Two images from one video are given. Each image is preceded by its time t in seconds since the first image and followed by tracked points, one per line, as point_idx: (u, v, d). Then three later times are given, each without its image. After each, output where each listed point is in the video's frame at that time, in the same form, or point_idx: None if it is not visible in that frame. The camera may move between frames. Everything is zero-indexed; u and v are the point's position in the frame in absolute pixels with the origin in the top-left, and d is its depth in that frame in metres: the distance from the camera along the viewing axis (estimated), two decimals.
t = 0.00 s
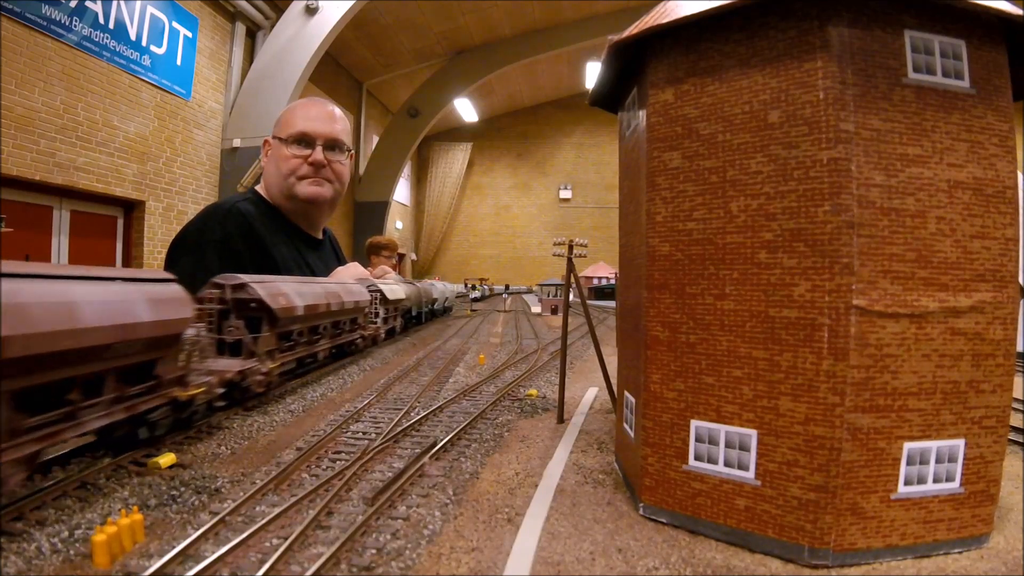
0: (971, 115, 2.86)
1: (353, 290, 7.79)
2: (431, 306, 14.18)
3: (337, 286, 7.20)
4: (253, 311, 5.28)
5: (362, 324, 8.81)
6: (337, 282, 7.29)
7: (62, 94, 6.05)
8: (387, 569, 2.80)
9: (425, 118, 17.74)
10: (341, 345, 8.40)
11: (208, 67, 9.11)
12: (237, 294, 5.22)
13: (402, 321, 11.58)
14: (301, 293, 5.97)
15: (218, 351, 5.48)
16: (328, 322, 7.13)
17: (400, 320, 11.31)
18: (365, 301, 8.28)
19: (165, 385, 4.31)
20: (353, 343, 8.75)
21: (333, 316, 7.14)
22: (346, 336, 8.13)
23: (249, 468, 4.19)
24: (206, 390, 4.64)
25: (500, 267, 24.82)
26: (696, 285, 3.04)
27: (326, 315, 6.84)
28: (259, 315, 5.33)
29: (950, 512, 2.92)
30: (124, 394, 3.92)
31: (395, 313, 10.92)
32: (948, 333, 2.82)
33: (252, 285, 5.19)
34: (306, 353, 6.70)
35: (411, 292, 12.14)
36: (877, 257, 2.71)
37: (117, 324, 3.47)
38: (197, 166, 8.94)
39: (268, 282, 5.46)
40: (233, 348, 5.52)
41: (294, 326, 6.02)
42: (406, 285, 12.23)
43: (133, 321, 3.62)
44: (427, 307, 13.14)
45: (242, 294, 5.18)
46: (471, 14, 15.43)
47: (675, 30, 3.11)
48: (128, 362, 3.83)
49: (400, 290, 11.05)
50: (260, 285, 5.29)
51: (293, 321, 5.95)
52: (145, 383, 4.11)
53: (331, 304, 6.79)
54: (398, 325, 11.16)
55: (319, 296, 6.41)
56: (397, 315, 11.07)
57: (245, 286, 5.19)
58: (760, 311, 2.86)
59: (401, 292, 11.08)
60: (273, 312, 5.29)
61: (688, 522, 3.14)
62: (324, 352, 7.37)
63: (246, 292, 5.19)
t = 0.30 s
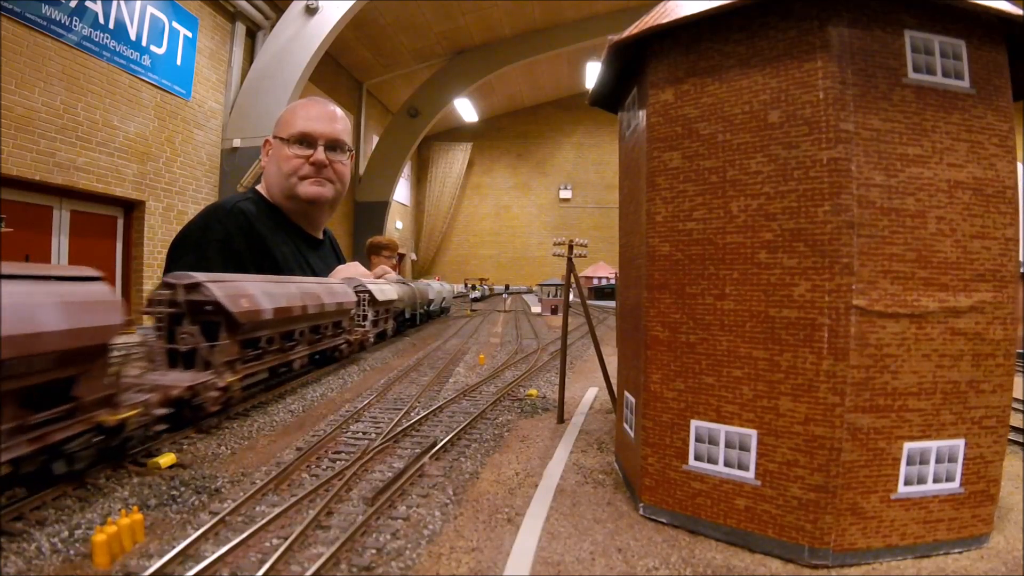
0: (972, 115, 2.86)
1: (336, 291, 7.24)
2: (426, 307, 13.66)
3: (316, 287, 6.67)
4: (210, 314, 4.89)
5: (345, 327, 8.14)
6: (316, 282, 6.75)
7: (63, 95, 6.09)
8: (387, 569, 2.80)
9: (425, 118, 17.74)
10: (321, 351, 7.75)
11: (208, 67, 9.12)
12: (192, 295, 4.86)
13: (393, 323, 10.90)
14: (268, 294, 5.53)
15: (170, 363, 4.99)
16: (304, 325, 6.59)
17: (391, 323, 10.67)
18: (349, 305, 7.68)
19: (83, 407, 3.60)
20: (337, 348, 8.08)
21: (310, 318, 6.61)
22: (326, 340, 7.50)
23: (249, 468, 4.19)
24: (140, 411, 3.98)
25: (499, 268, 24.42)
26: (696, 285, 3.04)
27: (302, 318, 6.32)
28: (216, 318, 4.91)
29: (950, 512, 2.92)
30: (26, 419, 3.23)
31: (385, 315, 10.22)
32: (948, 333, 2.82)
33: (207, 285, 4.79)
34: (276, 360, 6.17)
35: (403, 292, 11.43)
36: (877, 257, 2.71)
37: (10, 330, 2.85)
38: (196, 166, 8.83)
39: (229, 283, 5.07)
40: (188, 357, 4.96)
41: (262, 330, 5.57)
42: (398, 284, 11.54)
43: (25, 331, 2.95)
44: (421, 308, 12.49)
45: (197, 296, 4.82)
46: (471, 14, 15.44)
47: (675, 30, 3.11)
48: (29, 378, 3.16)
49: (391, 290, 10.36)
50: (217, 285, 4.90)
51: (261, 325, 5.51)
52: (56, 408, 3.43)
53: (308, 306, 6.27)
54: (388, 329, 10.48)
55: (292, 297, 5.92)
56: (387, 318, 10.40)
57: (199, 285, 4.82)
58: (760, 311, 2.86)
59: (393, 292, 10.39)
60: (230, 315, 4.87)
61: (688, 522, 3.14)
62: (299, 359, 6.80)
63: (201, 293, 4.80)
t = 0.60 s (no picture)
0: (972, 115, 2.86)
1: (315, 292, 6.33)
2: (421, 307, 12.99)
3: (286, 288, 5.76)
4: (140, 321, 4.14)
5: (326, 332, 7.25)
6: (286, 282, 5.85)
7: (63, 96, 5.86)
8: (387, 570, 2.80)
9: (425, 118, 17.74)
10: (298, 359, 6.88)
11: (208, 67, 9.11)
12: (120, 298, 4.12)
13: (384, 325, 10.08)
14: (218, 297, 4.72)
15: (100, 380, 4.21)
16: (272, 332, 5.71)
17: (382, 325, 9.91)
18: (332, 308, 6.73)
19: None
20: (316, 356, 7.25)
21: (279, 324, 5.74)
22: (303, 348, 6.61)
23: (249, 468, 4.19)
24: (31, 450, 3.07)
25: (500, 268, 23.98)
26: (695, 285, 3.04)
27: (267, 325, 5.48)
28: (149, 325, 4.15)
29: (950, 512, 2.92)
30: None
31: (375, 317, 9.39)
32: (948, 333, 2.82)
33: (136, 285, 4.05)
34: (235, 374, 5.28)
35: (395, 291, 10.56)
36: (877, 257, 2.71)
37: None
38: (197, 166, 8.99)
39: (165, 283, 4.31)
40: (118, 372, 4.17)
41: (213, 340, 4.78)
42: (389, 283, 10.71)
43: None
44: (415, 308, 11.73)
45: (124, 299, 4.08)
46: (471, 14, 15.44)
47: (675, 30, 3.11)
48: None
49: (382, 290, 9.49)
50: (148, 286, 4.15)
51: (213, 333, 4.74)
52: None
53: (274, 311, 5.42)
54: (379, 332, 9.65)
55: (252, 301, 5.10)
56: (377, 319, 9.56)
57: (128, 286, 4.09)
58: (760, 311, 2.86)
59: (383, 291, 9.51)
60: (164, 320, 4.11)
61: (688, 522, 3.14)
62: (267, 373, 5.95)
63: (129, 295, 4.07)
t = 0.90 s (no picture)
0: (972, 115, 2.86)
1: (284, 293, 5.79)
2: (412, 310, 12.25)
3: (247, 288, 5.27)
4: (52, 329, 3.42)
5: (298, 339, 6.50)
6: (249, 282, 5.35)
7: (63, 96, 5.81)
8: (387, 570, 2.80)
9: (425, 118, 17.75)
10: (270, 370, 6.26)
11: (208, 67, 9.10)
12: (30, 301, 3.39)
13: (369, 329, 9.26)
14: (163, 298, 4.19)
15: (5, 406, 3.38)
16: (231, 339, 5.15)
17: (369, 329, 9.09)
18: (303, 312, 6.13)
19: None
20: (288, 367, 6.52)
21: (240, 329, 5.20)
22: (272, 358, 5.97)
23: (249, 468, 4.20)
24: None
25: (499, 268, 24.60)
26: (696, 285, 3.04)
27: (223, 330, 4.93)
28: (62, 334, 3.44)
29: (950, 512, 2.92)
30: None
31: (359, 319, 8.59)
32: (948, 333, 2.82)
33: (47, 286, 3.32)
34: (186, 389, 4.69)
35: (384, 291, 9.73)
36: (878, 257, 2.71)
37: None
38: (196, 167, 8.92)
39: (89, 285, 3.60)
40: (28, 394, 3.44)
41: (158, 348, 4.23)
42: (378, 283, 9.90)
43: None
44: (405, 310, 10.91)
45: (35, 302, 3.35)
46: (471, 14, 15.44)
47: (675, 30, 3.11)
48: None
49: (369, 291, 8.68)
50: (65, 288, 3.43)
51: (151, 342, 4.11)
52: None
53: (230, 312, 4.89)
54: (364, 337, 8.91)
55: (204, 303, 4.58)
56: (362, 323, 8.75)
57: (39, 288, 3.36)
58: (760, 311, 2.86)
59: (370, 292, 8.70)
60: (82, 329, 3.39)
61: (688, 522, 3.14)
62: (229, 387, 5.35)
63: (39, 297, 3.34)
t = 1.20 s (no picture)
0: (972, 115, 2.86)
1: (242, 294, 4.99)
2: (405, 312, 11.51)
3: (195, 288, 4.37)
4: None
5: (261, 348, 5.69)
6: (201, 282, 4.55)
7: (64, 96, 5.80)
8: (387, 569, 2.80)
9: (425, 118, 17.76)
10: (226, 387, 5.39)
11: (208, 67, 9.10)
12: None
13: (355, 333, 8.45)
14: (70, 302, 3.24)
15: None
16: (169, 350, 4.25)
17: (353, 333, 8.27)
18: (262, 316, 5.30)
19: None
20: (249, 382, 5.67)
21: (181, 338, 4.30)
22: (226, 373, 5.08)
23: (249, 468, 4.19)
24: None
25: (500, 268, 24.85)
26: (696, 285, 3.04)
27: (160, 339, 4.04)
28: None
29: (950, 512, 2.92)
30: None
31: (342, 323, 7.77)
32: (948, 333, 2.82)
33: None
34: (104, 417, 3.81)
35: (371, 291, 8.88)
36: (878, 257, 2.71)
37: None
38: (196, 166, 8.96)
39: None
40: None
41: (59, 368, 3.34)
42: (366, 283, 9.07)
43: None
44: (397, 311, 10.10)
45: None
46: (471, 14, 15.44)
47: (675, 30, 3.11)
48: None
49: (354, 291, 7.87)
50: None
51: (43, 362, 3.17)
52: None
53: (167, 318, 3.99)
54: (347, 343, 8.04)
55: (132, 307, 3.66)
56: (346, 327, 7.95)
57: None
58: (760, 311, 2.86)
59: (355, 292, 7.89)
60: None
61: (688, 522, 3.14)
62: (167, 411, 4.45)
63: None
